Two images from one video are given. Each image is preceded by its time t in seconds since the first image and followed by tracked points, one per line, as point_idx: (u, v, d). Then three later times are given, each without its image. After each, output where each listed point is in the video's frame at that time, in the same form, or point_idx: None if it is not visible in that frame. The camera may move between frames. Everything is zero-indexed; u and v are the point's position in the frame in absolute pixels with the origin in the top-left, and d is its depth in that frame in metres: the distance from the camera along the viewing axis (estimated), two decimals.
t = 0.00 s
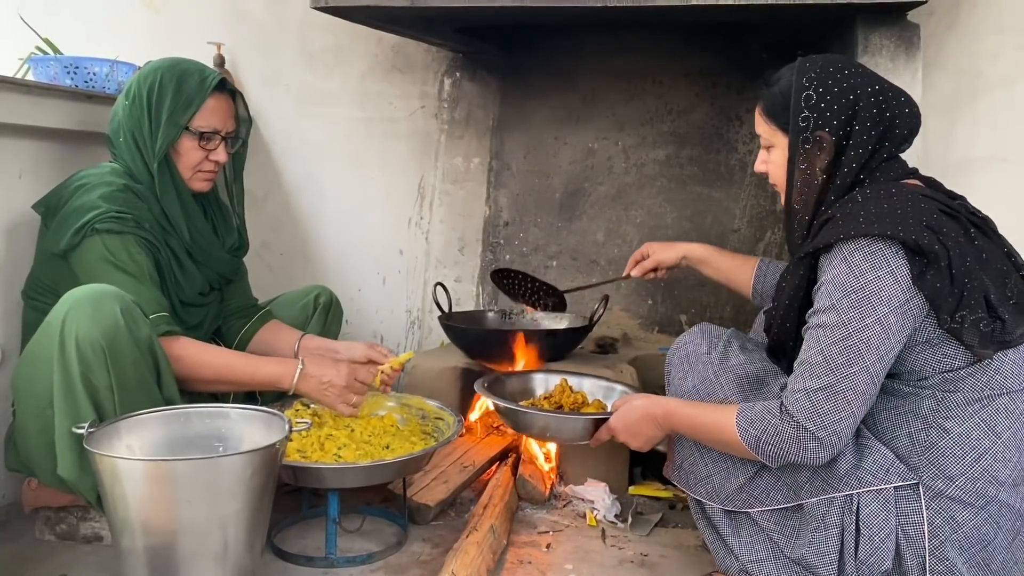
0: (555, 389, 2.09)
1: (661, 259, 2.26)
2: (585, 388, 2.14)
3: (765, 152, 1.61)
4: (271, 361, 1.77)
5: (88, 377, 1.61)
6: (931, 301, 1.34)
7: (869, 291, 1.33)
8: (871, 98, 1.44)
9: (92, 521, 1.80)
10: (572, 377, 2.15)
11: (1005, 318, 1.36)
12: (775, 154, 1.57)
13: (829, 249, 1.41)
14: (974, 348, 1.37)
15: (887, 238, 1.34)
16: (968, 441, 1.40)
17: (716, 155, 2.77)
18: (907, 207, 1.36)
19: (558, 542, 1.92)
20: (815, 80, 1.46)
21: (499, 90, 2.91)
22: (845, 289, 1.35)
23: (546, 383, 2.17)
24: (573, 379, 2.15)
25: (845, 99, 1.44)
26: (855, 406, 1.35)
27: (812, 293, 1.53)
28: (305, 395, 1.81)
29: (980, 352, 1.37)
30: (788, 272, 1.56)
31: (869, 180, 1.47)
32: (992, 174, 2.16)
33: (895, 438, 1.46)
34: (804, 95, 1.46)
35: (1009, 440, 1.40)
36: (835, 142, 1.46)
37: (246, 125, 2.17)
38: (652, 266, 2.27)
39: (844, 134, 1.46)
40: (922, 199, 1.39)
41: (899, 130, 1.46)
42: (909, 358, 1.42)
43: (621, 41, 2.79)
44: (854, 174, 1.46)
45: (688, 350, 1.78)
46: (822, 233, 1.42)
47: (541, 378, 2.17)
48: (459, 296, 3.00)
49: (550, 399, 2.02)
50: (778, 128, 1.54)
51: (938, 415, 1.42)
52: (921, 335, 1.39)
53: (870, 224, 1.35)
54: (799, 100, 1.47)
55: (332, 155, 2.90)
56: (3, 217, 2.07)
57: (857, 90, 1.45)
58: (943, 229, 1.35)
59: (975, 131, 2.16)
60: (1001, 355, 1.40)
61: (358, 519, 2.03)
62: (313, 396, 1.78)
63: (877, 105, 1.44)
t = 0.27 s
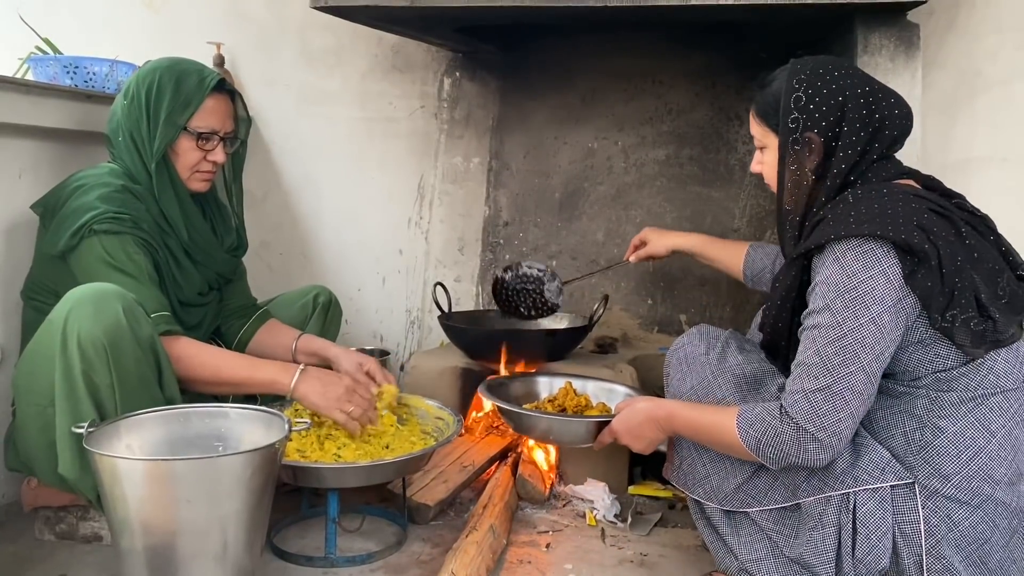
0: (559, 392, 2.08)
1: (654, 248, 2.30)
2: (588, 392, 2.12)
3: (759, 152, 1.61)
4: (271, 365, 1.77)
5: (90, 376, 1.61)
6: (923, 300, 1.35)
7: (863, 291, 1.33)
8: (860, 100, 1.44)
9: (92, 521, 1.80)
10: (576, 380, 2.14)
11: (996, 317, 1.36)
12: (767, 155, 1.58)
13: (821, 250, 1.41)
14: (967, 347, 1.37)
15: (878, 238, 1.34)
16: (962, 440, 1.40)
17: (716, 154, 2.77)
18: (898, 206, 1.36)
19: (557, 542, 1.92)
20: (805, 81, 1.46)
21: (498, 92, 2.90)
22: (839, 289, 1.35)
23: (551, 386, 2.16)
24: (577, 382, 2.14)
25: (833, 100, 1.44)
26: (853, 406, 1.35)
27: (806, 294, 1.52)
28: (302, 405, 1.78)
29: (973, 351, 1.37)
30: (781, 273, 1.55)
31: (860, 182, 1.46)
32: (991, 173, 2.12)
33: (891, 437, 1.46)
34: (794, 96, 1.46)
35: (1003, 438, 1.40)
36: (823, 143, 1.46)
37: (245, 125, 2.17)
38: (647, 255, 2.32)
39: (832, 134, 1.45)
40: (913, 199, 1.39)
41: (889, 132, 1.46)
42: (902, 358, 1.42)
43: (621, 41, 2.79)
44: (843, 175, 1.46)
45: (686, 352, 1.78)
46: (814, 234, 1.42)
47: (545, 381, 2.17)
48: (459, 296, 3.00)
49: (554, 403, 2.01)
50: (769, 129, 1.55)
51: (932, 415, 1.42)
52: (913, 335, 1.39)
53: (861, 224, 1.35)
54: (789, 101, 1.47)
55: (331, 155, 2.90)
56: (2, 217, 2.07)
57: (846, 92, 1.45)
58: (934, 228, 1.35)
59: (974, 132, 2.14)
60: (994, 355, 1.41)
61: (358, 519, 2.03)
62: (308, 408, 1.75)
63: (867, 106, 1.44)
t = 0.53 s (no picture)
0: (564, 407, 2.06)
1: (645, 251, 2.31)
2: (593, 406, 2.10)
3: (755, 153, 1.61)
4: (278, 365, 1.76)
5: (98, 371, 1.60)
6: (922, 298, 1.35)
7: (862, 290, 1.33)
8: (854, 101, 1.44)
9: (93, 521, 1.79)
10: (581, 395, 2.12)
11: (994, 315, 1.37)
12: (763, 157, 1.58)
13: (819, 250, 1.41)
14: (964, 345, 1.37)
15: (876, 237, 1.34)
16: (961, 438, 1.40)
17: (716, 154, 2.77)
18: (895, 205, 1.36)
19: (558, 542, 1.92)
20: (800, 83, 1.46)
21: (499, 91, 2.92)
22: (839, 289, 1.35)
23: (555, 404, 2.12)
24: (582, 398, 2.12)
25: (828, 101, 1.44)
26: (858, 406, 1.35)
27: (804, 294, 1.52)
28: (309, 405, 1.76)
29: (971, 349, 1.37)
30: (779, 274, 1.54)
31: (855, 182, 1.47)
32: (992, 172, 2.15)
33: (890, 436, 1.46)
34: (788, 98, 1.46)
35: (1003, 436, 1.40)
36: (818, 144, 1.46)
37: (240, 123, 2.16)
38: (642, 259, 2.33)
39: (827, 135, 1.45)
40: (909, 198, 1.39)
41: (883, 133, 1.46)
42: (901, 358, 1.43)
43: (621, 41, 2.79)
44: (838, 176, 1.46)
45: (687, 352, 1.78)
46: (812, 235, 1.42)
47: (550, 398, 2.13)
48: (459, 296, 3.00)
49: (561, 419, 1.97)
50: (765, 131, 1.55)
51: (931, 413, 1.42)
52: (912, 334, 1.40)
53: (858, 224, 1.35)
54: (783, 102, 1.47)
55: (331, 155, 2.90)
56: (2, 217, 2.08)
57: (841, 93, 1.44)
58: (931, 227, 1.35)
59: (975, 131, 2.15)
60: (993, 352, 1.41)
61: (358, 519, 2.02)
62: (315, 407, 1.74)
63: (861, 107, 1.44)
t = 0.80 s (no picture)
0: (564, 415, 2.06)
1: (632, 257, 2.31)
2: (592, 413, 2.09)
3: (752, 154, 1.61)
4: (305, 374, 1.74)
5: (117, 364, 1.61)
6: (921, 297, 1.35)
7: (863, 290, 1.33)
8: (851, 101, 1.44)
9: (93, 520, 1.80)
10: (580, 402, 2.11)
11: (992, 313, 1.37)
12: (760, 158, 1.58)
13: (818, 251, 1.41)
14: (963, 343, 1.37)
15: (874, 236, 1.34)
16: (960, 437, 1.40)
17: (717, 154, 2.77)
18: (892, 205, 1.36)
19: (558, 542, 1.92)
20: (797, 83, 1.46)
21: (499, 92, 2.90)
22: (839, 289, 1.35)
23: (555, 412, 2.11)
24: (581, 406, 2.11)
25: (824, 102, 1.44)
26: (862, 406, 1.35)
27: (802, 294, 1.52)
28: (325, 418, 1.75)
29: (969, 347, 1.37)
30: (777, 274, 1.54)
31: (852, 183, 1.46)
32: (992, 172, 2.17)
33: (890, 435, 1.46)
34: (786, 98, 1.46)
35: (1001, 433, 1.40)
36: (815, 144, 1.46)
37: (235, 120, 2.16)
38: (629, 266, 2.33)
39: (823, 136, 1.45)
40: (906, 197, 1.39)
41: (880, 134, 1.46)
42: (900, 358, 1.42)
43: (621, 41, 2.79)
44: (834, 176, 1.46)
45: (687, 352, 1.78)
46: (810, 236, 1.42)
47: (549, 406, 2.11)
48: (459, 296, 3.00)
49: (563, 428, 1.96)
50: (762, 131, 1.55)
51: (930, 412, 1.42)
52: (911, 333, 1.39)
53: (857, 224, 1.35)
54: (781, 103, 1.47)
55: (331, 155, 2.90)
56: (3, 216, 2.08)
57: (838, 93, 1.44)
58: (929, 226, 1.35)
59: (975, 130, 2.17)
60: (991, 351, 1.41)
61: (359, 519, 2.02)
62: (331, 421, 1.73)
63: (858, 108, 1.44)
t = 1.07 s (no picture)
0: (563, 420, 2.06)
1: (619, 273, 2.27)
2: (591, 420, 2.09)
3: (747, 155, 1.61)
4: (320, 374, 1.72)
5: (128, 361, 1.61)
6: (916, 293, 1.35)
7: (859, 287, 1.33)
8: (845, 102, 1.44)
9: (93, 520, 1.80)
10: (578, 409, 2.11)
11: (986, 309, 1.36)
12: (755, 158, 1.59)
13: (813, 249, 1.41)
14: (957, 339, 1.36)
15: (868, 233, 1.34)
16: (954, 433, 1.40)
17: (717, 154, 2.77)
18: (886, 203, 1.37)
19: (558, 542, 1.92)
20: (791, 85, 1.46)
21: (499, 92, 2.89)
22: (835, 286, 1.35)
23: (553, 419, 2.11)
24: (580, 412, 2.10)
25: (818, 103, 1.44)
26: (861, 402, 1.35)
27: (798, 294, 1.52)
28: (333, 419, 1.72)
29: (964, 342, 1.36)
30: (773, 274, 1.54)
31: (846, 183, 1.47)
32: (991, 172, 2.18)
33: (886, 433, 1.46)
34: (779, 100, 1.46)
35: (997, 429, 1.40)
36: (808, 145, 1.46)
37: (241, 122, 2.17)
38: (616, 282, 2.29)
39: (817, 136, 1.45)
40: (900, 195, 1.39)
41: (873, 135, 1.46)
42: (895, 355, 1.41)
43: (621, 41, 2.79)
44: (829, 176, 1.45)
45: (686, 353, 1.78)
46: (805, 234, 1.42)
47: (547, 413, 2.11)
48: (459, 295, 3.00)
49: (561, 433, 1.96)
50: (757, 132, 1.55)
51: (925, 408, 1.42)
52: (905, 330, 1.39)
53: (851, 221, 1.35)
54: (774, 104, 1.47)
55: (331, 154, 2.90)
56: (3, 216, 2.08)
57: (831, 95, 1.44)
58: (923, 223, 1.35)
59: (974, 130, 2.18)
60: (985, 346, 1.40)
61: (359, 518, 2.03)
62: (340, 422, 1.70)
63: (851, 109, 1.44)
